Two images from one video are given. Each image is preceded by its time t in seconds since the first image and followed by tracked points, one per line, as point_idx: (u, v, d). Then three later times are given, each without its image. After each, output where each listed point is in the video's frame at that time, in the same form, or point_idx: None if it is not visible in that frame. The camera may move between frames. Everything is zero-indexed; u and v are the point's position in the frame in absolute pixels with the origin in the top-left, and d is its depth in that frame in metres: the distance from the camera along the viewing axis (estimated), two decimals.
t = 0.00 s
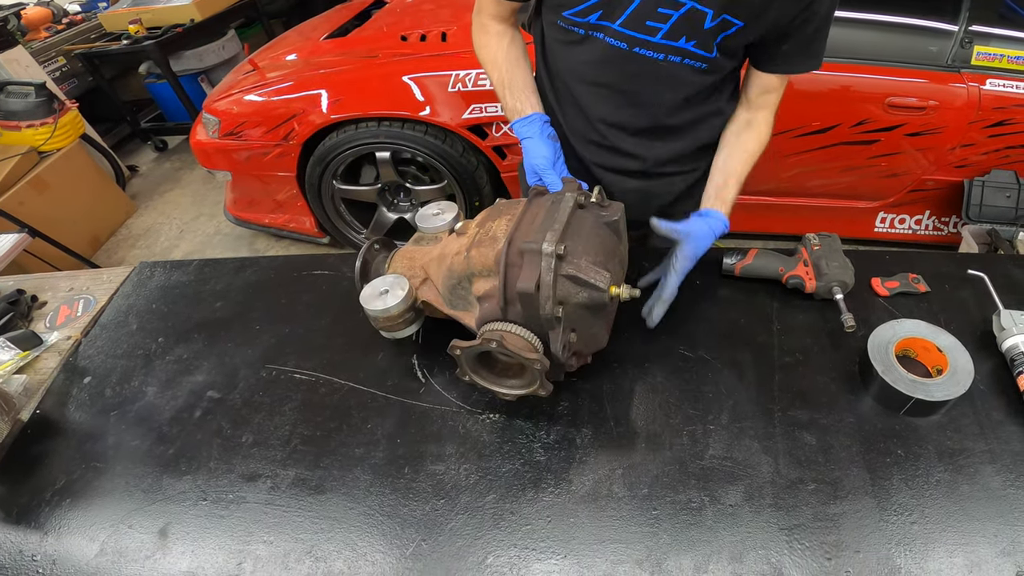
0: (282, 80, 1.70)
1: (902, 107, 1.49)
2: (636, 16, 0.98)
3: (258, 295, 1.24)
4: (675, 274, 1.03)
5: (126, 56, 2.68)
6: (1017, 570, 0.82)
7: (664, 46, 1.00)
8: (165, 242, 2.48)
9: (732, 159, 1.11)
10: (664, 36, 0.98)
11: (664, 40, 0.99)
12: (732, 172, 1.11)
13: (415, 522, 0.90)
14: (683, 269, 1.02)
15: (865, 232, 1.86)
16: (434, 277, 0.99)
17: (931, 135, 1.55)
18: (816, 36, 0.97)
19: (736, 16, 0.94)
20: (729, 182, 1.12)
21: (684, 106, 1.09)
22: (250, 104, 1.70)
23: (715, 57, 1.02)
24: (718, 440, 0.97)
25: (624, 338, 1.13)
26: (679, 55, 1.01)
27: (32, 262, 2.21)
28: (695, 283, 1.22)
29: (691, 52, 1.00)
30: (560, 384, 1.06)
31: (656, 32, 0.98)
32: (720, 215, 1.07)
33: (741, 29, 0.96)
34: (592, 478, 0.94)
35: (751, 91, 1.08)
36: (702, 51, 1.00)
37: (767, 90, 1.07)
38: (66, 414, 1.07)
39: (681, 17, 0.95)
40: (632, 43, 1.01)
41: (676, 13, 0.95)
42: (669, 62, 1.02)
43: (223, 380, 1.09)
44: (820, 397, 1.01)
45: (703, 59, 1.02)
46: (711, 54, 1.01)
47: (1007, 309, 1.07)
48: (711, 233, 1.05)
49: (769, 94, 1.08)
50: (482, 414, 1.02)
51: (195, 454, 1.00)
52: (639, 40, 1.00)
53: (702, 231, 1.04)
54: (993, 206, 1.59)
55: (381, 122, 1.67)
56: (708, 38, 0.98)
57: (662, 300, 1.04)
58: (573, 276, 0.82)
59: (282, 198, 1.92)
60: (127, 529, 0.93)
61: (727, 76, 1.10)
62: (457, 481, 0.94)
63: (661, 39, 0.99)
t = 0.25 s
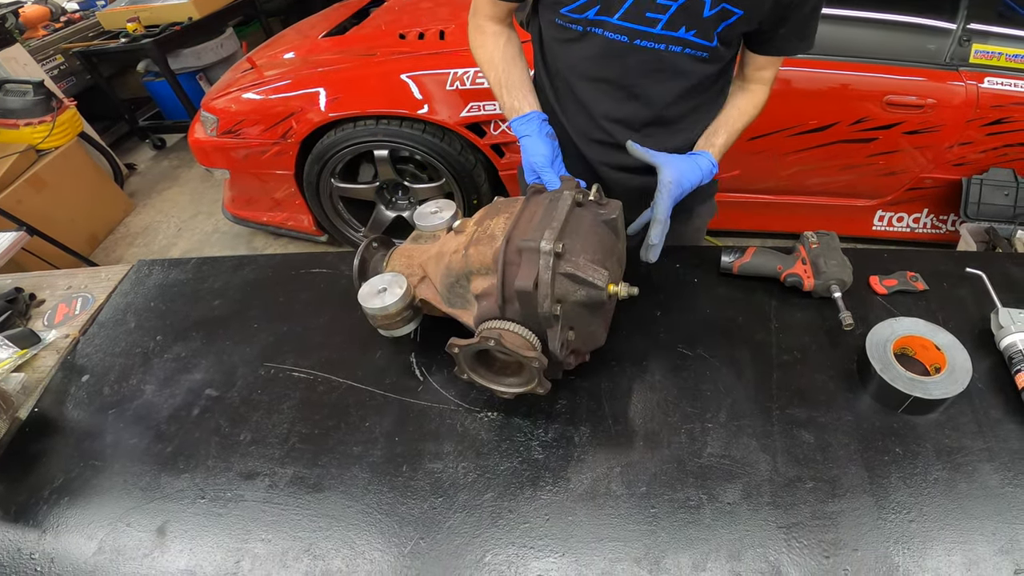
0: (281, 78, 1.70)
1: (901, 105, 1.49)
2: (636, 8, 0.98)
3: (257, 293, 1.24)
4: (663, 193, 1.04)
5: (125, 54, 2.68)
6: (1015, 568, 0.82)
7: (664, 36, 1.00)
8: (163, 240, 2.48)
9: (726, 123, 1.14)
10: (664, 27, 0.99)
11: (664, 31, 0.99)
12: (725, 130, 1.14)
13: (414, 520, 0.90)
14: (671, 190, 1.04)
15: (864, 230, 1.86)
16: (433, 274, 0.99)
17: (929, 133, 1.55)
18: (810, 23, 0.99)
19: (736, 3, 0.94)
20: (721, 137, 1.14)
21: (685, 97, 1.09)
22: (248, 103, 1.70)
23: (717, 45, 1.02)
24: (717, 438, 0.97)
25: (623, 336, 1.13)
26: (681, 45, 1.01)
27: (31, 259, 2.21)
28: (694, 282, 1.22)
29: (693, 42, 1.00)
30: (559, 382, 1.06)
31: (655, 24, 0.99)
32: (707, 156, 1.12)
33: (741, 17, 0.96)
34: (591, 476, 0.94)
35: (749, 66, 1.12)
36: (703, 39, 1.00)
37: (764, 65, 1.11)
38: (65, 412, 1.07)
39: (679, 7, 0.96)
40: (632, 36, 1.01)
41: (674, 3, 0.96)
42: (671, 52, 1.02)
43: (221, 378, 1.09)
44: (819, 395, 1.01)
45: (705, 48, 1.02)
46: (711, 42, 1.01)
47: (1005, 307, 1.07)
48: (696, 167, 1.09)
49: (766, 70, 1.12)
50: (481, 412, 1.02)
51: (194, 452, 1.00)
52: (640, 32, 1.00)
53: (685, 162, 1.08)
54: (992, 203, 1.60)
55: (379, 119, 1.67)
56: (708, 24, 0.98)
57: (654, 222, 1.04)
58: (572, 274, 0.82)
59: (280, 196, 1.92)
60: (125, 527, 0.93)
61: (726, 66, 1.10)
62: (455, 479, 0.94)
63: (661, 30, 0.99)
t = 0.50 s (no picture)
0: (279, 76, 1.70)
1: (899, 103, 1.49)
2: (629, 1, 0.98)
3: (254, 291, 1.24)
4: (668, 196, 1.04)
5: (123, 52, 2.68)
6: (1013, 566, 0.82)
7: (659, 29, 1.00)
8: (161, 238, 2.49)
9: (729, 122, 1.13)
10: (658, 19, 0.99)
11: (659, 24, 0.99)
12: (730, 129, 1.13)
13: (412, 518, 0.90)
14: (676, 193, 1.03)
15: (862, 228, 1.86)
16: (431, 273, 0.99)
17: (927, 131, 1.55)
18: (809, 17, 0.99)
19: None
20: (726, 136, 1.13)
21: (683, 94, 1.08)
22: (246, 101, 1.70)
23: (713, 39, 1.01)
24: (715, 436, 0.97)
25: (620, 334, 1.13)
26: (676, 38, 1.00)
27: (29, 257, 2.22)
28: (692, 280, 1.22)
29: (688, 35, 1.00)
30: (557, 380, 1.06)
31: (650, 17, 0.99)
32: (712, 156, 1.10)
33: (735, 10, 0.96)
34: (589, 474, 0.94)
35: (750, 65, 1.12)
36: (698, 32, 1.00)
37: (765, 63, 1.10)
38: (63, 410, 1.07)
39: None
40: (626, 30, 1.01)
41: None
42: (666, 45, 1.01)
43: (219, 377, 1.09)
44: (817, 393, 1.01)
45: (700, 41, 1.01)
46: (707, 35, 1.00)
47: (1003, 305, 1.07)
48: (702, 168, 1.07)
49: (767, 68, 1.11)
50: (479, 410, 1.02)
51: (192, 450, 1.00)
52: (635, 25, 1.00)
53: (691, 163, 1.07)
54: (990, 201, 1.60)
55: (377, 118, 1.68)
56: (703, 18, 0.98)
57: (658, 223, 1.05)
58: (570, 272, 0.82)
59: (278, 194, 1.92)
60: (123, 525, 0.93)
61: (725, 62, 1.10)
62: (453, 477, 0.94)
63: (655, 22, 0.99)
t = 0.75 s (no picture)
0: (276, 74, 1.70)
1: (897, 101, 1.49)
2: None
3: (252, 288, 1.24)
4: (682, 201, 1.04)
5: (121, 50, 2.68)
6: (1011, 564, 0.82)
7: (651, 24, 1.00)
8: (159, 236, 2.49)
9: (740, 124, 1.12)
10: (649, 14, 1.00)
11: (651, 18, 1.00)
12: (738, 128, 1.12)
13: (410, 516, 0.90)
14: (689, 195, 1.03)
15: (860, 226, 1.86)
16: (429, 270, 0.99)
17: (925, 129, 1.55)
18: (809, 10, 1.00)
19: None
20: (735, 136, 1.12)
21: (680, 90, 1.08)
22: (244, 99, 1.70)
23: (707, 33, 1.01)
24: (713, 434, 0.97)
25: (618, 332, 1.13)
26: (669, 32, 1.01)
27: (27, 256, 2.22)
28: (690, 278, 1.22)
29: (680, 29, 1.00)
30: (554, 378, 1.06)
31: (641, 12, 1.00)
32: (724, 155, 1.10)
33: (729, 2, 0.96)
34: (586, 472, 0.94)
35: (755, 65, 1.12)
36: (691, 27, 1.00)
37: (770, 61, 1.10)
38: (61, 408, 1.07)
39: None
40: (618, 24, 1.02)
41: None
42: (659, 40, 1.02)
43: (217, 374, 1.09)
44: (815, 391, 1.01)
45: (692, 36, 1.01)
46: (700, 29, 1.00)
47: (1000, 302, 1.07)
48: (716, 168, 1.07)
49: (772, 66, 1.11)
50: (476, 408, 1.02)
51: (189, 448, 1.00)
52: (626, 20, 1.01)
53: (704, 163, 1.06)
54: (988, 200, 1.59)
55: (375, 116, 1.68)
56: (699, 14, 0.98)
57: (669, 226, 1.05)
58: (567, 270, 0.82)
59: (277, 192, 1.92)
60: (121, 523, 0.93)
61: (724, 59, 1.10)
62: (451, 475, 0.94)
63: (647, 17, 1.00)
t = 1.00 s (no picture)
0: (274, 72, 1.70)
1: (894, 99, 1.49)
2: None
3: (250, 286, 1.24)
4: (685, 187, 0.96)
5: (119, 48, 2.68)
6: (1009, 562, 0.82)
7: (641, 20, 1.00)
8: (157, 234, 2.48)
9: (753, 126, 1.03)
10: (638, 10, 0.99)
11: (639, 14, 1.00)
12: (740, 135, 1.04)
13: (408, 514, 0.90)
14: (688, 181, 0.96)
15: (858, 224, 1.86)
16: (427, 268, 0.99)
17: (923, 127, 1.55)
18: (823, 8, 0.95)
19: None
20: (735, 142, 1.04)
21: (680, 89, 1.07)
22: (242, 96, 1.70)
23: (700, 28, 0.98)
24: (711, 432, 0.97)
25: (616, 330, 1.13)
26: (659, 28, 1.00)
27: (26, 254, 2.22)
28: (688, 276, 1.22)
29: (673, 24, 0.98)
30: (552, 376, 1.06)
31: (629, 7, 1.00)
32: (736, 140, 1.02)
33: None
34: (584, 469, 0.94)
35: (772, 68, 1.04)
36: (683, 21, 0.98)
37: (787, 61, 1.02)
38: (58, 406, 1.07)
39: None
40: (608, 21, 1.02)
41: None
42: (649, 36, 1.01)
43: (215, 372, 1.09)
44: (813, 388, 1.01)
45: (686, 31, 0.99)
46: (693, 23, 0.98)
47: (999, 300, 1.07)
48: (725, 155, 0.99)
49: (791, 67, 1.02)
50: (475, 406, 1.02)
51: (188, 445, 1.00)
52: (615, 16, 1.01)
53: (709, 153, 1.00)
54: (986, 197, 1.58)
55: (373, 113, 1.68)
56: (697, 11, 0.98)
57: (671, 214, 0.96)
58: (565, 267, 0.82)
59: (274, 189, 1.92)
60: (119, 521, 0.93)
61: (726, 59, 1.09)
62: (449, 473, 0.94)
63: (635, 13, 0.99)
